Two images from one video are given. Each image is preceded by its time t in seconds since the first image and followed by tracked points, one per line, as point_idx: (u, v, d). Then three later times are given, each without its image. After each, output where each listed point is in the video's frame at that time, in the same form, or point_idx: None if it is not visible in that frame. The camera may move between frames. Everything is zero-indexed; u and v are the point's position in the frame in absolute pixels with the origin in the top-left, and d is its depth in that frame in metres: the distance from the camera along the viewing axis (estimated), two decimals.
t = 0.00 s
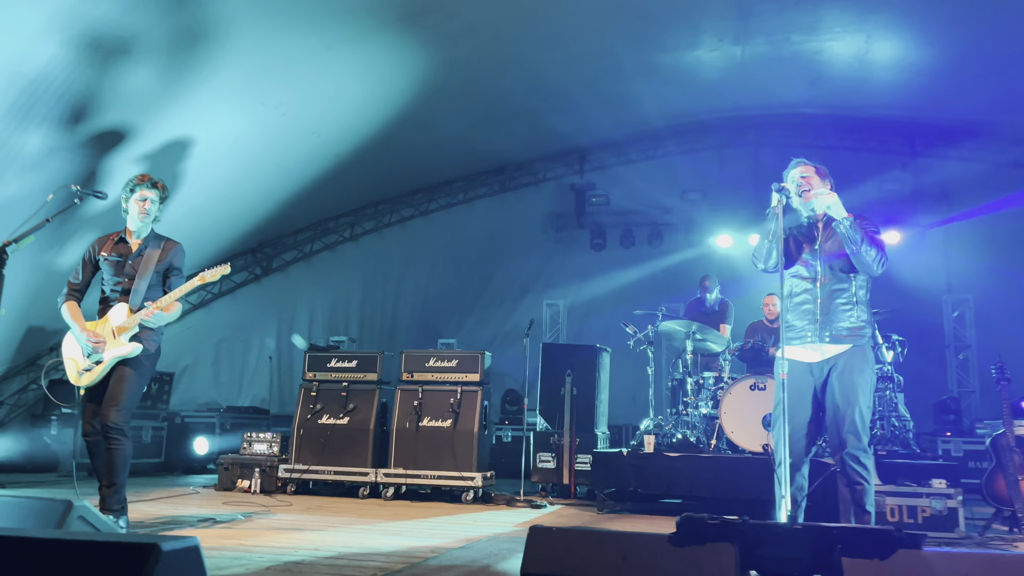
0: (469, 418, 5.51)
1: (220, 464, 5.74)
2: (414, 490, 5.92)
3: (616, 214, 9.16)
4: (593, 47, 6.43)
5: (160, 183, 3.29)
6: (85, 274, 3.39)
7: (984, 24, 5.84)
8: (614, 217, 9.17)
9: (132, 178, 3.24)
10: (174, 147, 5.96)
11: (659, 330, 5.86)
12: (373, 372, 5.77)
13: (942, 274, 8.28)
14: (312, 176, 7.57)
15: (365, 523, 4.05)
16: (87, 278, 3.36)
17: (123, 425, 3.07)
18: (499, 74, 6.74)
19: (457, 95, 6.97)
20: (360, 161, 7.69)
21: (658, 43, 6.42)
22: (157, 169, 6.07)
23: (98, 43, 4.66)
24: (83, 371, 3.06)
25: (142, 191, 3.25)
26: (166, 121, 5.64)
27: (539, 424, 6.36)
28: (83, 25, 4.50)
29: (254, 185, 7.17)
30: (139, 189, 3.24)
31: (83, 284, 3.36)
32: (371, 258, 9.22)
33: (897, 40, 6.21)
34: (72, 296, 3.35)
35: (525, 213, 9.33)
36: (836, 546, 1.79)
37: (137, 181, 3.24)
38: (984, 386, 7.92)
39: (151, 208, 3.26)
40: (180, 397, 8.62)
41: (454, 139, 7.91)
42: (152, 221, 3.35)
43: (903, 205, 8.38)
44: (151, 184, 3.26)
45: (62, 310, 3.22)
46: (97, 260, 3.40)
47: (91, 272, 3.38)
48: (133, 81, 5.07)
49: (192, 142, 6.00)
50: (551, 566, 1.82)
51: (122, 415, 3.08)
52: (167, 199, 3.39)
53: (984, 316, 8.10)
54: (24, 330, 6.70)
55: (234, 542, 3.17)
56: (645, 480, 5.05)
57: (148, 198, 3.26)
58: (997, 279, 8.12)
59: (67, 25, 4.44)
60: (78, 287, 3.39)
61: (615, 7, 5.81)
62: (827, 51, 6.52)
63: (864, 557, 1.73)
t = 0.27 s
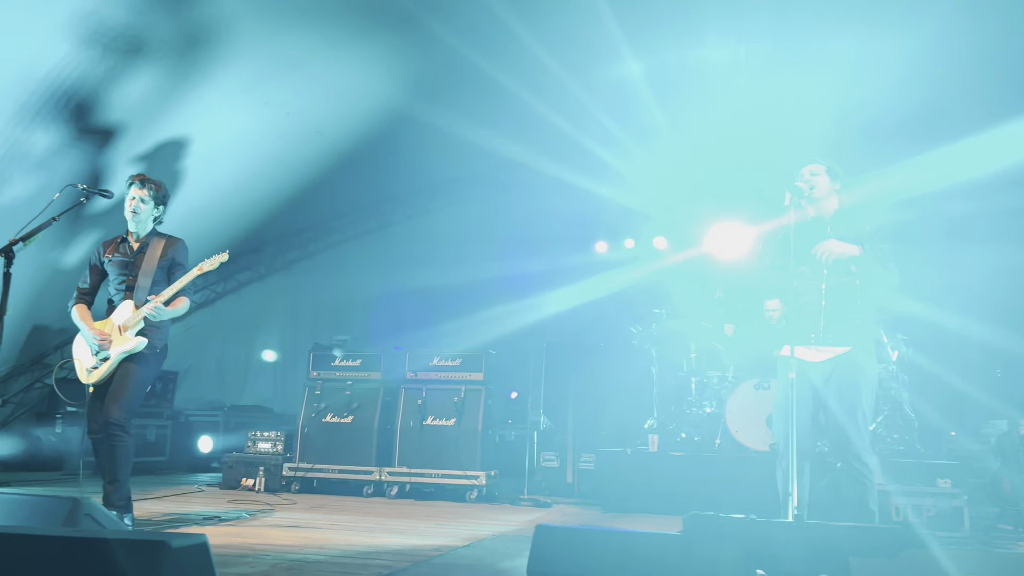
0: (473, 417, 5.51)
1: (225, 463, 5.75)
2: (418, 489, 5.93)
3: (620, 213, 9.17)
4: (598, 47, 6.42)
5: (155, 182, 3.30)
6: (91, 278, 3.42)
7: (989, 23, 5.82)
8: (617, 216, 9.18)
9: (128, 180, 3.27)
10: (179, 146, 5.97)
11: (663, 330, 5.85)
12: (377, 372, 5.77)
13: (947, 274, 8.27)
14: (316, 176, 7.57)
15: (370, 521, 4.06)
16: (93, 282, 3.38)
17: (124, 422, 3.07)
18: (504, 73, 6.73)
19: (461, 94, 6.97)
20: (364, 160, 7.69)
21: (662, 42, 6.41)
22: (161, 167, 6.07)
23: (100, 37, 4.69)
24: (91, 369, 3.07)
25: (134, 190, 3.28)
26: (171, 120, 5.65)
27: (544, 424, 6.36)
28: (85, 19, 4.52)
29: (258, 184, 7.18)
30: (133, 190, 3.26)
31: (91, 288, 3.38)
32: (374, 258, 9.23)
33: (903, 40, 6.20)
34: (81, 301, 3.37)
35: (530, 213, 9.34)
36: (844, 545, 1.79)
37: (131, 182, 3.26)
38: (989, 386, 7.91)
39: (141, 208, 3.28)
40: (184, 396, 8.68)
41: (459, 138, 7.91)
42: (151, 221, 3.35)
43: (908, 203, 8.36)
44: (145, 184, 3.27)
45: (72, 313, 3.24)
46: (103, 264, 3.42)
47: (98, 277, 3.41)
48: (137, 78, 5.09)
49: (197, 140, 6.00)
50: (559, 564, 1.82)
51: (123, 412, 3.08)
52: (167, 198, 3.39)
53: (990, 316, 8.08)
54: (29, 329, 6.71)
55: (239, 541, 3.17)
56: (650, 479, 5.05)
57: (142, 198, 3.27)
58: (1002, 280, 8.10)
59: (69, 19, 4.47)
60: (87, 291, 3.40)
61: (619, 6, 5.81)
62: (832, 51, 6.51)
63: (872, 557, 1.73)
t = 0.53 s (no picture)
0: (475, 416, 5.51)
1: (228, 462, 5.75)
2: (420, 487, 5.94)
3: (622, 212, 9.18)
4: (601, 46, 6.42)
5: (159, 180, 3.32)
6: (96, 274, 3.43)
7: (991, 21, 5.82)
8: (617, 216, 9.29)
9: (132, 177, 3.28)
10: (182, 146, 5.99)
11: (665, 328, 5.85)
12: (379, 370, 5.78)
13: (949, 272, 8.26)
14: (318, 175, 7.58)
15: (372, 519, 4.07)
16: (97, 278, 3.39)
17: (129, 421, 3.08)
18: (506, 72, 6.73)
19: (463, 93, 6.98)
20: (366, 159, 7.70)
21: (664, 41, 6.42)
22: (164, 166, 6.08)
23: (106, 41, 4.69)
24: (96, 365, 3.08)
25: (138, 187, 3.29)
26: (174, 119, 5.66)
27: (546, 422, 6.37)
28: (90, 22, 4.53)
29: (260, 184, 7.19)
30: (137, 187, 3.28)
31: (95, 284, 3.38)
32: (376, 257, 9.23)
33: (904, 39, 6.20)
34: (85, 297, 3.37)
35: (532, 212, 9.35)
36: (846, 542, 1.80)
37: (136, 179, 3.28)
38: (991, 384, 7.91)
39: (144, 205, 3.29)
40: (187, 395, 8.60)
41: (461, 137, 7.91)
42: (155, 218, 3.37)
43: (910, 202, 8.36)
44: (148, 181, 3.29)
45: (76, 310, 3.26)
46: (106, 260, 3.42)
47: (102, 273, 3.41)
48: (141, 79, 5.10)
49: (200, 139, 6.01)
50: (561, 562, 1.83)
51: (129, 410, 3.09)
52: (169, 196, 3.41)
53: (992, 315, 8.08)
54: (32, 327, 6.72)
55: (243, 538, 3.18)
56: (652, 478, 5.06)
57: (146, 195, 3.29)
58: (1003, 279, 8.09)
59: (75, 21, 4.47)
60: (91, 287, 3.41)
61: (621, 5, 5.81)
62: (835, 50, 6.51)
63: (873, 553, 1.74)
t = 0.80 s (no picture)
0: (479, 414, 5.52)
1: (232, 461, 5.76)
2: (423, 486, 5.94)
3: (624, 210, 9.19)
4: (603, 44, 6.42)
5: (178, 184, 3.31)
6: (102, 272, 3.42)
7: (996, 19, 5.80)
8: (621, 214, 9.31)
9: (152, 180, 3.26)
10: (184, 145, 5.98)
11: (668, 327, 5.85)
12: (383, 369, 5.78)
13: (953, 271, 8.26)
14: (321, 173, 7.58)
15: (376, 518, 4.06)
16: (104, 277, 3.38)
17: (133, 418, 3.08)
18: (509, 70, 6.73)
19: (466, 92, 6.97)
20: (368, 158, 7.70)
21: (667, 39, 6.42)
22: (166, 166, 6.07)
23: (109, 41, 4.68)
24: (101, 364, 3.08)
25: (160, 192, 3.27)
26: (177, 119, 5.65)
27: (549, 421, 6.36)
28: (93, 24, 4.52)
29: (263, 183, 7.19)
30: (159, 191, 3.26)
31: (101, 282, 3.38)
32: (379, 255, 9.22)
33: (909, 36, 6.18)
34: (90, 295, 3.36)
35: (535, 210, 9.35)
36: (853, 541, 1.79)
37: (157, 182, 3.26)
38: (995, 382, 7.90)
39: (167, 210, 3.29)
40: (190, 393, 8.56)
41: (464, 135, 7.92)
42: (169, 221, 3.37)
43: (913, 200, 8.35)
44: (170, 185, 3.28)
45: (80, 307, 3.25)
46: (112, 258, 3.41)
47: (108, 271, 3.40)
48: (143, 79, 5.09)
49: (202, 138, 6.00)
50: (569, 562, 1.83)
51: (133, 408, 3.09)
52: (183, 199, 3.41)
53: (996, 312, 8.06)
54: (36, 327, 6.72)
55: (248, 537, 3.18)
56: (656, 476, 5.05)
57: (166, 199, 3.28)
58: (1007, 277, 8.08)
59: (77, 22, 4.47)
60: (96, 285, 3.40)
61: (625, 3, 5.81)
62: (838, 47, 6.50)
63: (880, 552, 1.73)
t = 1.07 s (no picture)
0: (482, 413, 5.51)
1: (234, 459, 5.76)
2: (425, 485, 5.93)
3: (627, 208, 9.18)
4: (606, 42, 6.41)
5: (178, 181, 3.33)
6: (101, 270, 3.42)
7: (999, 16, 5.78)
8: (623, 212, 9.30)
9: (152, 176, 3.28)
10: (186, 145, 5.98)
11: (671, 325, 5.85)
12: (386, 368, 5.77)
13: (956, 269, 8.24)
14: (323, 172, 7.58)
15: (379, 517, 4.06)
16: (103, 275, 3.38)
17: (139, 420, 3.08)
18: (511, 69, 6.72)
19: (468, 90, 6.97)
20: (370, 157, 7.69)
21: (670, 37, 6.41)
22: (168, 165, 6.08)
23: (110, 40, 4.68)
24: (104, 363, 3.08)
25: (160, 187, 3.28)
26: (178, 118, 5.65)
27: (551, 420, 6.36)
28: (94, 24, 4.53)
29: (264, 181, 7.18)
30: (158, 186, 3.28)
31: (100, 280, 3.37)
32: (381, 254, 9.22)
33: (912, 33, 6.16)
34: (89, 293, 3.36)
35: (537, 209, 9.34)
36: (856, 540, 1.79)
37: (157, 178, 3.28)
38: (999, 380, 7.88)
39: (166, 206, 3.29)
40: (193, 391, 8.61)
41: (466, 134, 7.91)
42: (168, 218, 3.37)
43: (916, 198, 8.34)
44: (170, 181, 3.29)
45: (81, 306, 3.24)
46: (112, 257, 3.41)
47: (108, 269, 3.40)
48: (144, 78, 5.09)
49: (204, 137, 6.00)
50: (572, 561, 1.83)
51: (140, 410, 3.09)
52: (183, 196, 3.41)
53: (1000, 311, 8.04)
54: (39, 326, 6.73)
55: (251, 537, 3.18)
56: (659, 475, 5.05)
57: (165, 195, 3.29)
58: (1011, 275, 8.06)
59: (78, 22, 4.47)
60: (95, 283, 3.40)
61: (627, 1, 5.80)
62: (841, 45, 6.49)
63: (884, 552, 1.72)
